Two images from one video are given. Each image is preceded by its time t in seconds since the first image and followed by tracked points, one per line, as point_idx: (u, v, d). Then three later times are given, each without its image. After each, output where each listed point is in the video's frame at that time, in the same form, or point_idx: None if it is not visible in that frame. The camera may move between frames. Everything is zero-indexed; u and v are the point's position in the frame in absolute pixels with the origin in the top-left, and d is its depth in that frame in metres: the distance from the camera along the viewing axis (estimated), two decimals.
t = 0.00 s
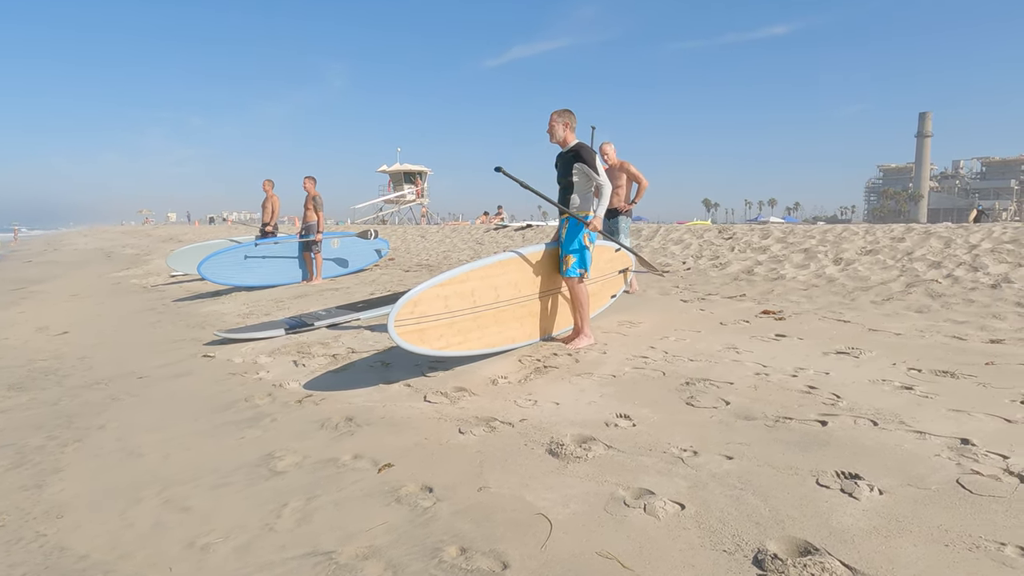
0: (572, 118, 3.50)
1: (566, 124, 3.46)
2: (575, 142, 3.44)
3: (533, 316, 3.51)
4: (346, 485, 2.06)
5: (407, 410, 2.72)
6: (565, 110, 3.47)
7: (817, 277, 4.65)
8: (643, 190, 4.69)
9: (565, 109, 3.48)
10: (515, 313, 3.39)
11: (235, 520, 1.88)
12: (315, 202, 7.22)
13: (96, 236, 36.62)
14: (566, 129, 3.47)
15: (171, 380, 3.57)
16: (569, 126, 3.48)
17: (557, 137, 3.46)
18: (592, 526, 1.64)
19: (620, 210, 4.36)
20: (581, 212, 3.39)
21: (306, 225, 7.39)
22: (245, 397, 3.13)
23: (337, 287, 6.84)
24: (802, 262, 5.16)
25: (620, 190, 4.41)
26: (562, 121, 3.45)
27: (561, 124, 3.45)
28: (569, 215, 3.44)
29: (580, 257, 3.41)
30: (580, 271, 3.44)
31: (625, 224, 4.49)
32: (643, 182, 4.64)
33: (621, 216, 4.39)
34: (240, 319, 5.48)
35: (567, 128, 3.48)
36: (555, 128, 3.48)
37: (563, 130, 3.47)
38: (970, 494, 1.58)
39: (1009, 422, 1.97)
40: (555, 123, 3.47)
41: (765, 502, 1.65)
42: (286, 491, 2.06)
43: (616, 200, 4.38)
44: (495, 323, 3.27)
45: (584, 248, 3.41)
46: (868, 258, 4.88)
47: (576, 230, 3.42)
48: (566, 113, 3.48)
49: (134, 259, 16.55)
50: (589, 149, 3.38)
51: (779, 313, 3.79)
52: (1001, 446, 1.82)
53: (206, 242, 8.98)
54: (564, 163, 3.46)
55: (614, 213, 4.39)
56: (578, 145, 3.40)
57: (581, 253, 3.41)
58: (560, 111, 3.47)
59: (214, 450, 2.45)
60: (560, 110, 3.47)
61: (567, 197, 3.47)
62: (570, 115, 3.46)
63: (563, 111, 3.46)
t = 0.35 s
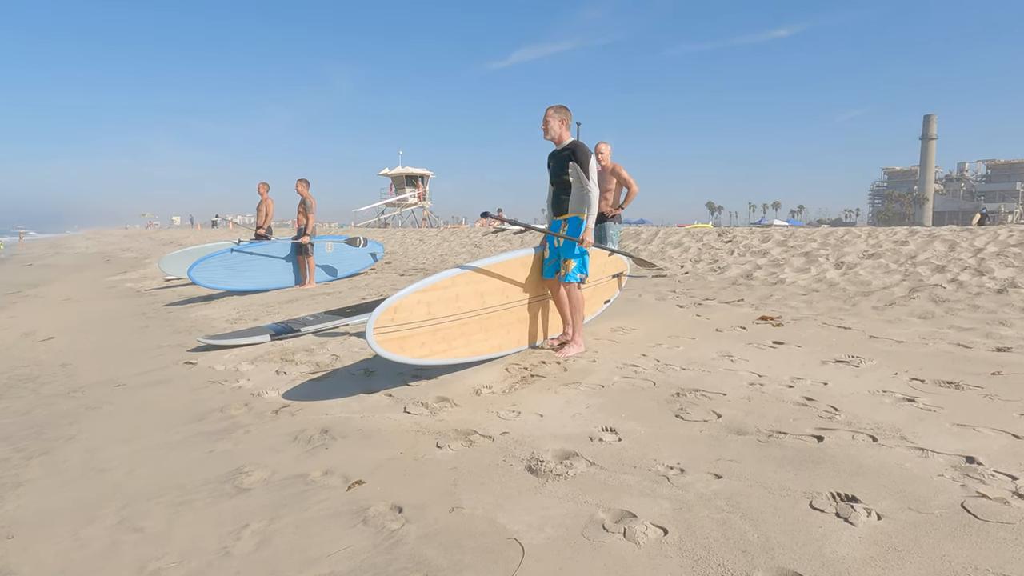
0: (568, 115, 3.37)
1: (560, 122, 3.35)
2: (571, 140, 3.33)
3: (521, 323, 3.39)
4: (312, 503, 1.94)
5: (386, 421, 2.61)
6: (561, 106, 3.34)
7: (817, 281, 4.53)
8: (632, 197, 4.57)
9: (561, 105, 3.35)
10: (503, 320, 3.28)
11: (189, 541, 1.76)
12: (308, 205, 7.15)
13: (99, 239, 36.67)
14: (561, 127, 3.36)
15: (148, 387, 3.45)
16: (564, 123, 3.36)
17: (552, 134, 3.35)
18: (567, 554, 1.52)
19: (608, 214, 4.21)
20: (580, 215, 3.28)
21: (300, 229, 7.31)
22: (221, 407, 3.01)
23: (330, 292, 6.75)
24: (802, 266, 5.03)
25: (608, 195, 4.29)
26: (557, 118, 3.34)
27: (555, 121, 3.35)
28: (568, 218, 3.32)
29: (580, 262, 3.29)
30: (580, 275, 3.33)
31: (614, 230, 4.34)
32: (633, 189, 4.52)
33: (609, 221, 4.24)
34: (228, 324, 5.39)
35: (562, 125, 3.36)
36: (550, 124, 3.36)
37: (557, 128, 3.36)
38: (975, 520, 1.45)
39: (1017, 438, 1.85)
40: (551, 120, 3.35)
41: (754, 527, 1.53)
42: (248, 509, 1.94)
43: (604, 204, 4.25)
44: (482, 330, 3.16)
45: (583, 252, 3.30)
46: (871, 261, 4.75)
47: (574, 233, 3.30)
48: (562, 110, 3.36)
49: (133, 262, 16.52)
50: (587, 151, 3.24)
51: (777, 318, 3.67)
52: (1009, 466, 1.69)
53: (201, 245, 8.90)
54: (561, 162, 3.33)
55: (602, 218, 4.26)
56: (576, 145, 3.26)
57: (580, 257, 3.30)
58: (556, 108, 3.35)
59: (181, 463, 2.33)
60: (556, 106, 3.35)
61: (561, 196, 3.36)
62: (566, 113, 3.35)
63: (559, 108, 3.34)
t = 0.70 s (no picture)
0: (575, 121, 3.28)
1: (566, 127, 3.26)
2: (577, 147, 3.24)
3: (525, 333, 3.31)
4: (296, 523, 1.88)
5: (381, 435, 2.55)
6: (568, 111, 3.25)
7: (836, 288, 4.36)
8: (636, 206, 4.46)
9: (569, 111, 3.26)
10: (505, 331, 3.20)
11: (169, 561, 1.71)
12: (322, 210, 7.18)
13: (127, 242, 37.64)
14: (566, 132, 3.27)
15: (152, 396, 3.45)
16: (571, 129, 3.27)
17: (558, 140, 3.26)
18: None
19: (614, 219, 4.08)
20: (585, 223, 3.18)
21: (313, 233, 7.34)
22: (220, 418, 2.99)
23: (342, 297, 6.76)
24: (821, 272, 4.86)
25: (612, 202, 4.19)
26: (563, 124, 3.25)
27: (560, 126, 3.26)
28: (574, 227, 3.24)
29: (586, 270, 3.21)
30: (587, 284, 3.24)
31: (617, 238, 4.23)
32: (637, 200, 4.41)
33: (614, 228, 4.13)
34: (239, 330, 5.41)
35: (568, 132, 3.27)
36: (556, 130, 3.27)
37: (563, 134, 3.27)
38: (989, 558, 1.32)
39: None
40: (557, 125, 3.26)
41: (750, 560, 1.42)
42: (232, 528, 1.88)
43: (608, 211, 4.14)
44: (484, 341, 3.09)
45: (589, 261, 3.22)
46: (893, 267, 4.56)
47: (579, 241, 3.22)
48: (569, 116, 3.27)
49: (157, 266, 16.86)
50: (594, 159, 3.14)
51: (792, 329, 3.52)
52: None
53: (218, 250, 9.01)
54: (566, 169, 3.24)
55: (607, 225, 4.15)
56: (583, 151, 3.16)
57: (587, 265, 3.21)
58: (563, 113, 3.26)
59: (172, 477, 2.30)
60: (563, 112, 3.26)
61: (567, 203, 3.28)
62: (572, 119, 3.26)
63: (566, 113, 3.25)
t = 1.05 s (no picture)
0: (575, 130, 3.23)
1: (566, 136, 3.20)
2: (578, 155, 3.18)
3: (527, 343, 3.24)
4: (275, 536, 1.85)
5: (373, 447, 2.51)
6: (569, 120, 3.20)
7: (857, 297, 4.17)
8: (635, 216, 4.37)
9: (569, 119, 3.21)
10: (505, 340, 3.14)
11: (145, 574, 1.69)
12: (341, 217, 7.24)
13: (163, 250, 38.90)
14: (567, 141, 3.21)
15: (159, 403, 3.48)
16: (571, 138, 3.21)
17: (558, 148, 3.21)
18: None
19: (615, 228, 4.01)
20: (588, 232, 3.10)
21: (330, 241, 7.40)
22: (221, 426, 2.99)
23: (357, 304, 6.80)
24: (843, 280, 4.67)
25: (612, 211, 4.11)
26: (564, 132, 3.20)
27: (561, 135, 3.21)
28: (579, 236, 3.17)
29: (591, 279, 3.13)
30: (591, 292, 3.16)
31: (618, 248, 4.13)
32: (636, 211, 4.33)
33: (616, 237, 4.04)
34: (253, 337, 5.47)
35: (569, 141, 3.22)
36: (556, 139, 3.22)
37: (564, 143, 3.22)
38: None
39: None
40: (557, 134, 3.21)
41: None
42: (211, 540, 1.86)
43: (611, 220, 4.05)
44: (482, 350, 3.03)
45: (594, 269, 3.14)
46: (920, 276, 4.34)
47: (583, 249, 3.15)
48: (569, 124, 3.21)
49: (187, 272, 17.32)
50: (594, 166, 3.07)
51: (808, 339, 3.37)
52: None
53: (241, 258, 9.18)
54: (567, 178, 3.19)
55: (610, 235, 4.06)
56: (583, 160, 3.10)
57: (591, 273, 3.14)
58: (564, 122, 3.21)
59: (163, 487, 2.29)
60: (563, 120, 3.21)
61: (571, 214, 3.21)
62: (573, 128, 3.20)
63: (566, 122, 3.20)
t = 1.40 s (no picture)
0: (573, 138, 3.16)
1: (563, 144, 3.14)
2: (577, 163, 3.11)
3: (523, 355, 3.17)
4: (247, 557, 1.81)
5: (359, 463, 2.47)
6: (566, 129, 3.14)
7: (873, 308, 4.00)
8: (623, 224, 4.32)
9: (566, 128, 3.15)
10: (500, 353, 3.08)
11: None
12: (353, 223, 7.28)
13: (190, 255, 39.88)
14: (564, 149, 3.15)
15: (160, 412, 3.51)
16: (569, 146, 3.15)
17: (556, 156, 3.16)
18: None
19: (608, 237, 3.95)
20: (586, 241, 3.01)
21: (344, 246, 7.46)
22: (215, 438, 2.99)
23: (367, 311, 6.81)
24: (860, 290, 4.49)
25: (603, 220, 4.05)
26: (560, 141, 3.14)
27: (558, 144, 3.15)
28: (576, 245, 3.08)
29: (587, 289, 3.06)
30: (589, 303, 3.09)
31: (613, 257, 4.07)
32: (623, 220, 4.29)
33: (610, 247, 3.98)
34: (262, 344, 5.51)
35: (566, 149, 3.15)
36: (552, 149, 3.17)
37: (561, 151, 3.15)
38: None
39: None
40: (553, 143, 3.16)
41: None
42: (183, 560, 1.83)
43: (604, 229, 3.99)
44: (476, 364, 2.98)
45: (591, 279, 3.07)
46: (941, 285, 4.15)
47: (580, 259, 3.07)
48: (567, 133, 3.15)
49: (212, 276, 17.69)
50: (592, 174, 2.99)
51: (817, 353, 3.23)
52: None
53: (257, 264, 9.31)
54: (566, 187, 3.12)
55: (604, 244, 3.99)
56: (581, 167, 3.03)
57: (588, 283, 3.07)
58: (562, 130, 3.15)
59: (148, 501, 2.28)
60: (561, 129, 3.16)
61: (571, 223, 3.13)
62: (570, 136, 3.13)
63: (564, 130, 3.14)
